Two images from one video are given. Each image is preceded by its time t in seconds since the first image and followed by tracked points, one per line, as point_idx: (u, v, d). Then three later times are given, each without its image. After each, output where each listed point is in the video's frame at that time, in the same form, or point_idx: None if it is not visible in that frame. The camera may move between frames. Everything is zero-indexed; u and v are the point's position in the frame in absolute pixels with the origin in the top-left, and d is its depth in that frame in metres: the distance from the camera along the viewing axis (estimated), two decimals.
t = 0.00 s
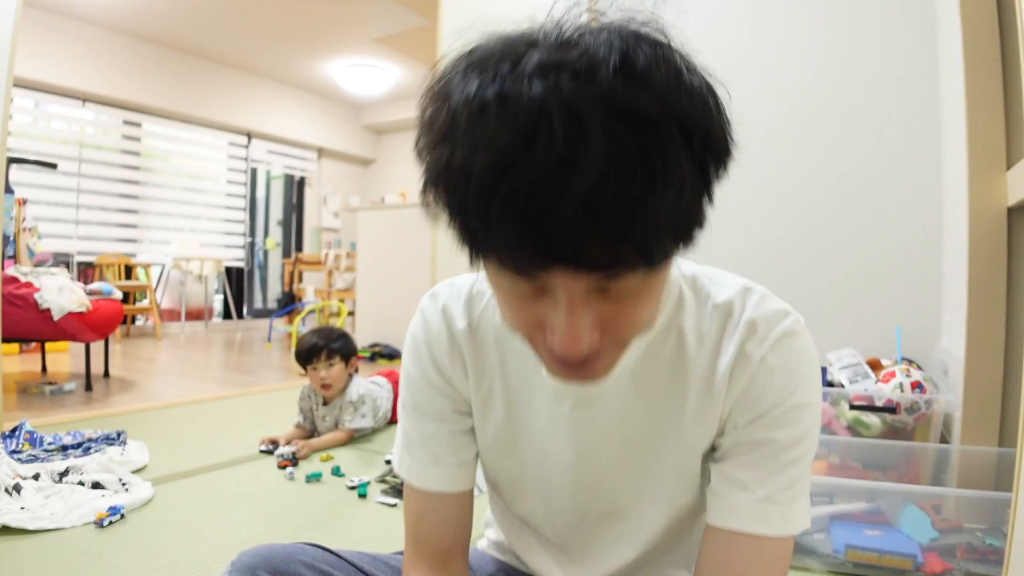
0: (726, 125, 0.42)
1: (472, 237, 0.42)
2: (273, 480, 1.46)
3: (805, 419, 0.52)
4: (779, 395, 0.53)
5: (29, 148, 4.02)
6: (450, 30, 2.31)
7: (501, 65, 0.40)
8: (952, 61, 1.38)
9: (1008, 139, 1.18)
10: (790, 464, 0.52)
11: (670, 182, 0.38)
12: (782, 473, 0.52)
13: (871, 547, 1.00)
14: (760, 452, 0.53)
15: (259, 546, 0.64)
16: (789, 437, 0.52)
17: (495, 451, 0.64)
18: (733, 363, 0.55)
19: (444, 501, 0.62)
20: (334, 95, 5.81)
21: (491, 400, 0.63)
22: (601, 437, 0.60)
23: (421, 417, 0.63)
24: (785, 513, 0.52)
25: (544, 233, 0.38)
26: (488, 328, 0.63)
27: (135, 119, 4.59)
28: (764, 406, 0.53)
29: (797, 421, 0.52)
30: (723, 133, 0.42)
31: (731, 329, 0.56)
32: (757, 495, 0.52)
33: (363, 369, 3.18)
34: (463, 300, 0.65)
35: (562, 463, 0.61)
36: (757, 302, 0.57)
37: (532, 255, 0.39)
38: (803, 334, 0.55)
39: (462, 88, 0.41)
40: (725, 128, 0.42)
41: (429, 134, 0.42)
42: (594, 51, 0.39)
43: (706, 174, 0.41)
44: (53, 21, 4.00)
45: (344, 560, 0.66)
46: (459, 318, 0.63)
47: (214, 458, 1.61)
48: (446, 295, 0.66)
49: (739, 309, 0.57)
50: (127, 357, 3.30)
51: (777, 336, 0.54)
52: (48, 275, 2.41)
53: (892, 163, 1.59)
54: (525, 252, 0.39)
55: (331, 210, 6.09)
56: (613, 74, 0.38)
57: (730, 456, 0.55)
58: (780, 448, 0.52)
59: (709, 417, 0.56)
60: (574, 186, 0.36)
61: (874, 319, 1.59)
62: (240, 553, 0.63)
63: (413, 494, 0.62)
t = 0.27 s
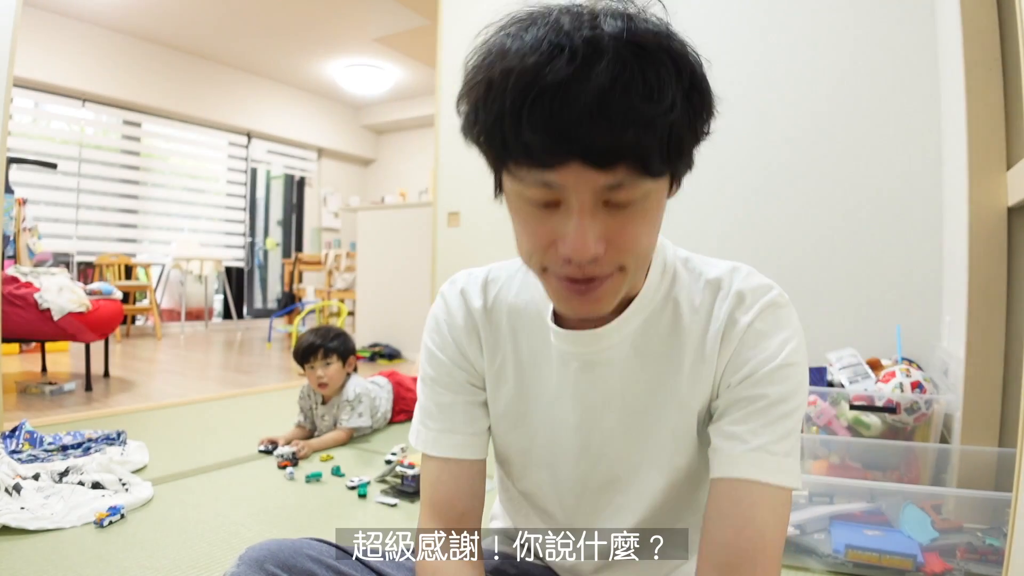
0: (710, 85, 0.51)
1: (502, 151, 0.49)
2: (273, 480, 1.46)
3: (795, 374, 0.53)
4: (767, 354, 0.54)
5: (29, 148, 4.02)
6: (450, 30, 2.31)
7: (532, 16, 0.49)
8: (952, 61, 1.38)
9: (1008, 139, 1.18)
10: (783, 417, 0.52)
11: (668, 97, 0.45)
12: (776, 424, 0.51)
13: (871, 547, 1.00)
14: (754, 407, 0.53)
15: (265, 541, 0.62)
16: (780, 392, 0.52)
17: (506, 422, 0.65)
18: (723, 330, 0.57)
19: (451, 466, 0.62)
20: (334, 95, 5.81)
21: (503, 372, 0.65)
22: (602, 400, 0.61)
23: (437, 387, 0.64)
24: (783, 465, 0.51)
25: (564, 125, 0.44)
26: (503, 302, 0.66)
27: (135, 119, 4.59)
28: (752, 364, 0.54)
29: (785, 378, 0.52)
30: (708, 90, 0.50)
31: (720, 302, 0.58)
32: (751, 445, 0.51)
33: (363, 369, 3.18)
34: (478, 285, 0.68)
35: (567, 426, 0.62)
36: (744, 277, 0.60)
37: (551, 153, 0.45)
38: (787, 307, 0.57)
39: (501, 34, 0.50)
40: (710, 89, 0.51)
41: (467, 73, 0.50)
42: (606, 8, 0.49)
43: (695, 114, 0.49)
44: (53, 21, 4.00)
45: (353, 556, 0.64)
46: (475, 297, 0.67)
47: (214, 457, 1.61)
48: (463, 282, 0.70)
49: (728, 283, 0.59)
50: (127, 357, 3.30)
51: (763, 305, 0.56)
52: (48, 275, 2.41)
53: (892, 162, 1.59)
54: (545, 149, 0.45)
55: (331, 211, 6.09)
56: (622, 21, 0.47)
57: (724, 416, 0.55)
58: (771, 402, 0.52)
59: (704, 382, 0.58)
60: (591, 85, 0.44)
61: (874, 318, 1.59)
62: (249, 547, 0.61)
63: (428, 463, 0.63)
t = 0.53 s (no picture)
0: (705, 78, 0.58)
1: (518, 120, 0.55)
2: (273, 480, 1.46)
3: (796, 362, 0.54)
4: (770, 342, 0.55)
5: (29, 148, 4.02)
6: (450, 30, 2.31)
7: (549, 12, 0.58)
8: (952, 61, 1.38)
9: (1008, 139, 1.18)
10: (790, 404, 0.52)
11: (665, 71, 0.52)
12: (783, 410, 0.52)
13: (871, 547, 1.00)
14: (758, 394, 0.53)
15: (270, 538, 0.62)
16: (783, 379, 0.53)
17: (513, 412, 0.65)
18: (725, 321, 0.58)
19: (459, 456, 0.62)
20: (334, 95, 5.81)
21: (512, 363, 0.65)
22: (607, 389, 0.61)
23: (447, 378, 0.65)
24: (791, 449, 0.51)
25: (575, 85, 0.51)
26: (513, 295, 0.67)
27: (135, 119, 4.59)
28: (757, 353, 0.55)
29: (789, 365, 0.54)
30: (702, 81, 0.57)
31: (722, 293, 0.60)
32: (762, 431, 0.52)
33: (363, 369, 3.18)
34: (487, 282, 0.70)
35: (574, 413, 0.62)
36: (742, 272, 0.61)
37: (562, 112, 0.51)
38: (785, 301, 0.58)
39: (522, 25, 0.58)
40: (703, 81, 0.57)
41: (493, 61, 0.59)
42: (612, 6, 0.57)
43: (690, 96, 0.55)
44: (52, 21, 4.00)
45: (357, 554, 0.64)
46: (485, 291, 0.68)
47: (214, 457, 1.61)
48: (471, 279, 0.71)
49: (727, 276, 0.61)
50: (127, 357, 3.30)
51: (763, 296, 0.58)
52: (48, 275, 2.40)
53: (893, 162, 1.59)
54: (557, 109, 0.51)
55: (331, 210, 6.09)
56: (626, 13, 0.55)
57: (732, 404, 0.55)
58: (777, 388, 0.53)
59: (707, 371, 0.58)
60: (598, 54, 0.51)
61: (874, 318, 1.59)
62: (254, 543, 0.61)
63: (435, 453, 0.63)
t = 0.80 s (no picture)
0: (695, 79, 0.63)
1: (522, 95, 0.61)
2: (273, 480, 1.46)
3: (796, 363, 0.54)
4: (772, 342, 0.55)
5: (29, 148, 4.02)
6: (450, 30, 2.31)
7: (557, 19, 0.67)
8: (952, 61, 1.38)
9: (1008, 139, 1.18)
10: (789, 405, 0.53)
11: (655, 53, 0.58)
12: (784, 412, 0.52)
13: (871, 547, 1.00)
14: (759, 396, 0.53)
15: (269, 539, 0.61)
16: (783, 379, 0.53)
17: (514, 411, 0.65)
18: (725, 318, 0.58)
19: (461, 456, 0.63)
20: (334, 95, 5.81)
21: (513, 362, 0.65)
22: (608, 387, 0.61)
23: (448, 375, 0.66)
24: (794, 449, 0.51)
25: (573, 55, 0.57)
26: (515, 290, 0.68)
27: (135, 119, 4.59)
28: (757, 352, 0.55)
29: (788, 365, 0.54)
30: (693, 80, 0.62)
31: (722, 291, 0.59)
32: (763, 433, 0.52)
33: (363, 369, 3.18)
34: (490, 282, 0.70)
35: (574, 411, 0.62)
36: (741, 271, 0.61)
37: (563, 80, 0.57)
38: (784, 300, 0.58)
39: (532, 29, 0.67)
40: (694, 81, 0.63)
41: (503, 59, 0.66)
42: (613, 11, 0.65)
43: (682, 87, 0.60)
44: (53, 21, 4.00)
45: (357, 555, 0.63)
46: (488, 290, 0.69)
47: (214, 457, 1.61)
48: (474, 279, 0.72)
49: (726, 274, 0.61)
50: (127, 357, 3.30)
51: (763, 296, 0.57)
52: (48, 275, 2.40)
53: (893, 161, 1.58)
54: (558, 77, 0.57)
55: (331, 210, 6.09)
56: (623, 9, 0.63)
57: (732, 405, 0.55)
58: (776, 389, 0.53)
59: (707, 370, 0.58)
60: (594, 31, 0.58)
61: (874, 318, 1.59)
62: (253, 544, 0.60)
63: (435, 453, 0.63)
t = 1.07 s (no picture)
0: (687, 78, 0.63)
1: (513, 98, 0.61)
2: (273, 480, 1.46)
3: (794, 370, 0.54)
4: (771, 348, 0.55)
5: (29, 148, 4.02)
6: (450, 30, 2.32)
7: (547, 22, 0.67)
8: (952, 61, 1.38)
9: (1008, 139, 1.18)
10: (789, 413, 0.53)
11: (645, 51, 0.58)
12: (784, 423, 0.52)
13: (871, 547, 0.99)
14: (760, 405, 0.54)
15: (268, 540, 0.63)
16: (782, 388, 0.54)
17: (511, 411, 0.65)
18: (723, 322, 0.58)
19: (458, 453, 0.63)
20: (334, 95, 5.81)
21: (508, 363, 0.65)
22: (606, 389, 0.61)
23: (440, 376, 0.66)
24: (796, 459, 0.51)
25: (562, 55, 0.58)
26: (509, 293, 0.68)
27: (135, 119, 4.59)
28: (756, 359, 0.55)
29: (786, 374, 0.54)
30: (685, 77, 0.62)
31: (719, 294, 0.59)
32: (767, 446, 0.52)
33: (364, 369, 3.18)
34: (485, 282, 0.70)
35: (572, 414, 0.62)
36: (739, 274, 0.61)
37: (551, 81, 0.57)
38: (781, 306, 0.58)
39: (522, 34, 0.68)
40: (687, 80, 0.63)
41: (494, 63, 0.67)
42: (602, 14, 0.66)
43: (674, 84, 0.60)
44: (53, 21, 4.00)
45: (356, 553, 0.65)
46: (482, 291, 0.69)
47: (214, 457, 1.61)
48: (469, 281, 0.72)
49: (723, 278, 0.61)
50: (127, 357, 3.30)
51: (761, 301, 0.57)
52: (48, 275, 2.40)
53: (893, 161, 1.58)
54: (547, 78, 0.58)
55: (331, 210, 6.09)
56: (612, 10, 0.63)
57: (733, 414, 0.56)
58: (775, 399, 0.53)
59: (704, 373, 0.58)
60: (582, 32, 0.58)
61: (874, 318, 1.59)
62: (252, 547, 0.62)
63: (427, 448, 0.63)
